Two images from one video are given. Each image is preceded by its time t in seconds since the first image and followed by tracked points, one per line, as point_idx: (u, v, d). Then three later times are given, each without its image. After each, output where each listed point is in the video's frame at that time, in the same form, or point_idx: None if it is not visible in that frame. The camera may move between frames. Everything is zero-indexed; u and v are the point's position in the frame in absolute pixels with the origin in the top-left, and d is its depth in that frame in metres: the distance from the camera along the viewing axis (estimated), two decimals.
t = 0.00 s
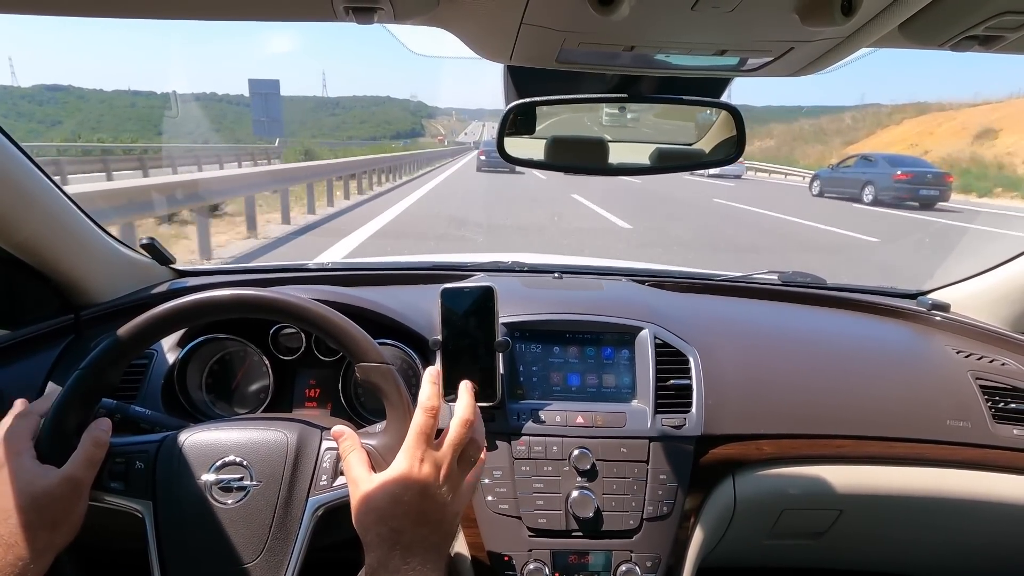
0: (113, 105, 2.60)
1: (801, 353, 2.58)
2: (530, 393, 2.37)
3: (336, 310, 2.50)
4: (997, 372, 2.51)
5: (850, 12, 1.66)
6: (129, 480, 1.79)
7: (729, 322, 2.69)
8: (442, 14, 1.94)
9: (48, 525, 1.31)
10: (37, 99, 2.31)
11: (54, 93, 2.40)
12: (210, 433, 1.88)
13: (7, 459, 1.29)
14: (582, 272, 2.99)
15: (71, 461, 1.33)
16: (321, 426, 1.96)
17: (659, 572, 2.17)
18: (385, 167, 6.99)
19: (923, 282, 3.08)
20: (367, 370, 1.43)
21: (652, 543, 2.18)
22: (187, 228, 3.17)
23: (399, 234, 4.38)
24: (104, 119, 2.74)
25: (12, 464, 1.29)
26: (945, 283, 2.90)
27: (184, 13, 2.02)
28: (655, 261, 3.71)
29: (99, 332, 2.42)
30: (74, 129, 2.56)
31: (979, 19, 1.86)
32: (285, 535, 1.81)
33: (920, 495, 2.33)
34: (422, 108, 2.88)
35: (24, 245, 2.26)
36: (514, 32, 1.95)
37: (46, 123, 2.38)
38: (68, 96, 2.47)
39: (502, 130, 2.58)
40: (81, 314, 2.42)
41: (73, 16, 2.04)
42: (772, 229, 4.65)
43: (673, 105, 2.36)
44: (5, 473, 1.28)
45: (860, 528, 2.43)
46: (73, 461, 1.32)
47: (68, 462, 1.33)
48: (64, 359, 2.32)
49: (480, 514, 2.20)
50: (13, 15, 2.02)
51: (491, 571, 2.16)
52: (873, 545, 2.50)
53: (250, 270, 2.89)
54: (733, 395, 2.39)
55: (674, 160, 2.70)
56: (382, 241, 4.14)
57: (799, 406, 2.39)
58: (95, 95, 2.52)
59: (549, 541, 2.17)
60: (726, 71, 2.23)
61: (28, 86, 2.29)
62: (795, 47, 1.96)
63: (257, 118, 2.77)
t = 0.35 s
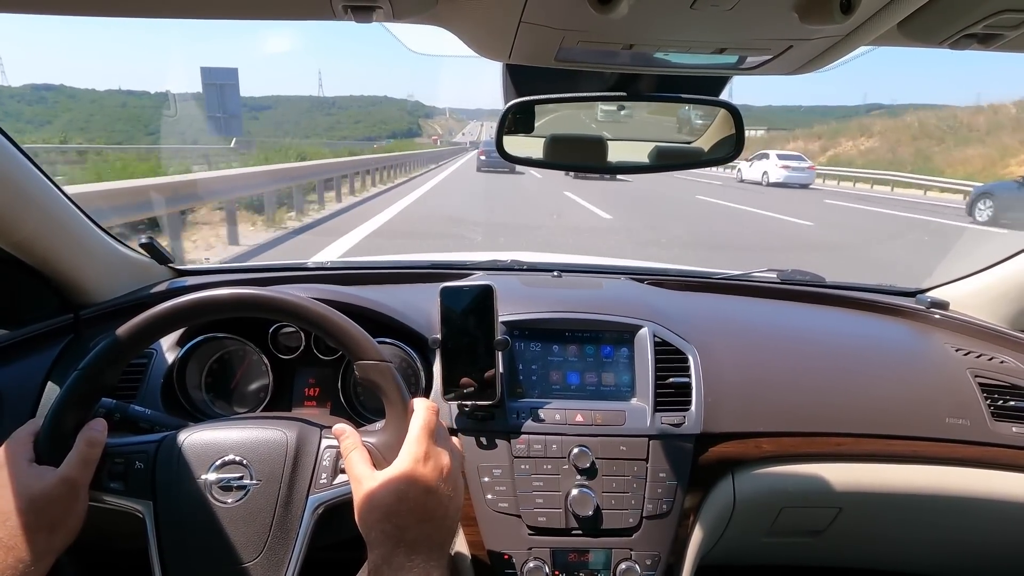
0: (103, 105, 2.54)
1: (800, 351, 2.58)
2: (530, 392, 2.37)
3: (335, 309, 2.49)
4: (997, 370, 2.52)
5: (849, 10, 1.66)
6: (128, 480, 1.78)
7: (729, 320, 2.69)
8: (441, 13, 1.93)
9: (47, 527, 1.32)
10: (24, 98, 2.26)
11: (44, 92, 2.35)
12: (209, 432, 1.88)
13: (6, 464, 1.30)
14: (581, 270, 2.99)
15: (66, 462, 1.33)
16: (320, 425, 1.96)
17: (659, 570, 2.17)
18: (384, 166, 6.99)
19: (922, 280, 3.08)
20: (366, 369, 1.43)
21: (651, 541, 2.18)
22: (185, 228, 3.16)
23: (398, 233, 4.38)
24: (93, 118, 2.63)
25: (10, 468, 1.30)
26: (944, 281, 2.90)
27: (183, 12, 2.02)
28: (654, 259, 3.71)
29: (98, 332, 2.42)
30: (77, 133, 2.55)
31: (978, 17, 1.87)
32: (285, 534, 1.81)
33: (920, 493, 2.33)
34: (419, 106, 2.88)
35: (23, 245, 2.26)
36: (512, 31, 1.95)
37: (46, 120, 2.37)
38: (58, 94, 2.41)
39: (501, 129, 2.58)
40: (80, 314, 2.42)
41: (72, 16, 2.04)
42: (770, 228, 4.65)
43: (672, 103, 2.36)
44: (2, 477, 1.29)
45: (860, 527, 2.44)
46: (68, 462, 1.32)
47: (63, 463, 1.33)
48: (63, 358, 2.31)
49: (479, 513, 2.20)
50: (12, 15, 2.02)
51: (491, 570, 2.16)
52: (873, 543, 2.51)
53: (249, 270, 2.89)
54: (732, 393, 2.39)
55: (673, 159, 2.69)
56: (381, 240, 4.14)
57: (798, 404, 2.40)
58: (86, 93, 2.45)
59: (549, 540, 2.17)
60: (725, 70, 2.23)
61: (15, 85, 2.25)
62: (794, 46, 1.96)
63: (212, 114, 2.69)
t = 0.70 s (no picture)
0: (94, 105, 2.53)
1: (798, 352, 2.58)
2: (528, 393, 2.37)
3: (333, 310, 2.49)
4: (995, 371, 2.52)
5: (848, 11, 1.66)
6: (126, 482, 1.78)
7: (727, 321, 2.69)
8: (440, 13, 1.93)
9: (43, 528, 1.31)
10: (16, 98, 2.20)
11: (36, 91, 2.27)
12: (207, 433, 1.88)
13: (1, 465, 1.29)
14: (580, 271, 2.99)
15: (60, 463, 1.32)
16: (318, 426, 1.96)
17: (658, 571, 2.17)
18: (383, 167, 6.99)
19: (920, 282, 3.08)
20: (364, 369, 1.43)
21: (650, 543, 2.18)
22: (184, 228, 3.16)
23: (397, 234, 4.38)
24: (81, 118, 2.60)
25: (6, 470, 1.29)
26: (942, 282, 2.91)
27: (183, 13, 2.02)
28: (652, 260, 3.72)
29: (96, 332, 2.42)
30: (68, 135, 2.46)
31: (977, 19, 1.86)
32: (283, 535, 1.81)
33: (918, 494, 2.34)
34: (416, 106, 2.88)
35: (21, 246, 2.26)
36: (511, 31, 1.95)
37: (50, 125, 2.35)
38: (52, 94, 2.36)
39: (500, 130, 2.58)
40: (78, 314, 2.42)
41: (70, 16, 2.04)
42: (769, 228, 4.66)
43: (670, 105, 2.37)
44: None
45: (858, 528, 2.44)
46: (61, 463, 1.32)
47: (55, 465, 1.32)
48: (61, 358, 2.31)
49: (477, 514, 2.20)
50: (11, 15, 2.02)
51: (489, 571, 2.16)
52: (871, 544, 2.51)
53: (248, 270, 2.89)
54: (730, 394, 2.40)
55: (672, 160, 2.69)
56: (379, 240, 4.14)
57: (795, 405, 2.40)
58: (78, 93, 2.42)
59: (547, 541, 2.17)
60: (723, 71, 2.24)
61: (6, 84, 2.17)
62: (792, 47, 1.96)
63: (148, 107, 2.57)
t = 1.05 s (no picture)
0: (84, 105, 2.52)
1: (797, 351, 2.59)
2: (527, 392, 2.37)
3: (333, 309, 2.49)
4: (994, 370, 2.52)
5: (848, 11, 1.66)
6: (125, 482, 1.78)
7: (726, 321, 2.69)
8: (439, 13, 1.93)
9: (43, 528, 1.31)
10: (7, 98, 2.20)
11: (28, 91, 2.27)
12: (207, 433, 1.88)
13: None
14: (579, 271, 3.00)
15: (58, 464, 1.32)
16: (317, 425, 1.96)
17: (656, 570, 2.17)
18: (381, 167, 6.98)
19: (919, 281, 3.08)
20: (363, 368, 1.43)
21: (649, 542, 2.19)
22: (183, 227, 3.16)
23: (395, 234, 4.37)
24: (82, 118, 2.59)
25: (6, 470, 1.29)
26: (942, 282, 2.91)
27: (183, 12, 2.02)
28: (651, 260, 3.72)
29: (95, 331, 2.42)
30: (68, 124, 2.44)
31: (977, 18, 1.86)
32: (283, 534, 1.81)
33: (917, 493, 2.34)
34: (415, 106, 2.88)
35: (21, 245, 2.26)
36: (511, 31, 1.95)
37: (42, 116, 2.35)
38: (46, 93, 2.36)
39: (500, 129, 2.58)
40: (77, 314, 2.42)
41: (70, 16, 2.04)
42: (768, 228, 4.66)
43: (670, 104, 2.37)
44: None
45: (857, 527, 2.44)
46: (59, 464, 1.33)
47: (54, 466, 1.33)
48: (61, 357, 2.32)
49: (477, 514, 2.21)
50: (11, 14, 2.02)
51: (488, 570, 2.16)
52: (870, 543, 2.51)
53: (247, 270, 2.89)
54: (730, 393, 2.40)
55: (672, 160, 2.69)
56: (378, 240, 4.14)
57: (795, 404, 2.40)
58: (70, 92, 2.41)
59: (547, 541, 2.17)
60: (723, 71, 2.24)
61: None
62: (792, 47, 1.96)
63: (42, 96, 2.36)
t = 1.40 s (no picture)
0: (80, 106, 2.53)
1: (796, 351, 2.59)
2: (527, 392, 2.37)
3: (332, 309, 2.49)
4: (993, 370, 2.52)
5: (847, 11, 1.66)
6: (125, 483, 1.78)
7: (726, 321, 2.69)
8: (438, 12, 1.93)
9: (40, 529, 1.31)
10: None
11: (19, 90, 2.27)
12: (206, 433, 1.88)
13: None
14: (579, 271, 2.99)
15: (54, 465, 1.33)
16: (316, 425, 1.96)
17: (656, 570, 2.17)
18: (379, 166, 6.97)
19: (919, 281, 3.09)
20: (362, 368, 1.42)
21: (649, 542, 2.19)
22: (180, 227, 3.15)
23: (393, 233, 4.37)
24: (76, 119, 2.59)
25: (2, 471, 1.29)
26: (941, 282, 2.91)
27: (181, 12, 2.01)
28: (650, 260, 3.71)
29: (94, 332, 2.42)
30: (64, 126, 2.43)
31: (977, 18, 1.86)
32: (282, 535, 1.81)
33: (917, 492, 2.34)
34: (413, 105, 2.88)
35: (20, 246, 2.26)
36: (510, 30, 1.95)
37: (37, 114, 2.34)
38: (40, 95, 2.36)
39: (499, 129, 2.58)
40: (76, 314, 2.42)
41: (67, 15, 2.03)
42: (766, 228, 4.66)
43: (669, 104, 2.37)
44: None
45: (856, 527, 2.44)
46: (55, 465, 1.33)
47: (50, 466, 1.33)
48: (60, 358, 2.31)
49: (476, 514, 2.21)
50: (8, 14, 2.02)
51: (488, 570, 2.16)
52: (870, 543, 2.51)
53: (246, 270, 2.89)
54: (729, 393, 2.40)
55: (671, 160, 2.70)
56: (376, 240, 4.13)
57: (794, 404, 2.40)
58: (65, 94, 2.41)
59: (547, 541, 2.17)
60: (722, 70, 2.24)
61: None
62: (791, 46, 1.96)
63: None
